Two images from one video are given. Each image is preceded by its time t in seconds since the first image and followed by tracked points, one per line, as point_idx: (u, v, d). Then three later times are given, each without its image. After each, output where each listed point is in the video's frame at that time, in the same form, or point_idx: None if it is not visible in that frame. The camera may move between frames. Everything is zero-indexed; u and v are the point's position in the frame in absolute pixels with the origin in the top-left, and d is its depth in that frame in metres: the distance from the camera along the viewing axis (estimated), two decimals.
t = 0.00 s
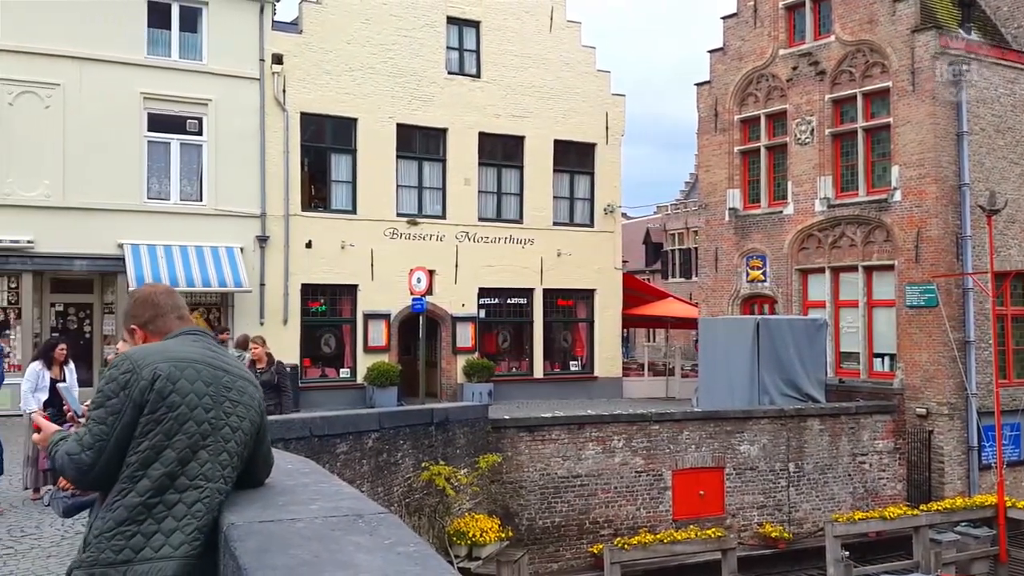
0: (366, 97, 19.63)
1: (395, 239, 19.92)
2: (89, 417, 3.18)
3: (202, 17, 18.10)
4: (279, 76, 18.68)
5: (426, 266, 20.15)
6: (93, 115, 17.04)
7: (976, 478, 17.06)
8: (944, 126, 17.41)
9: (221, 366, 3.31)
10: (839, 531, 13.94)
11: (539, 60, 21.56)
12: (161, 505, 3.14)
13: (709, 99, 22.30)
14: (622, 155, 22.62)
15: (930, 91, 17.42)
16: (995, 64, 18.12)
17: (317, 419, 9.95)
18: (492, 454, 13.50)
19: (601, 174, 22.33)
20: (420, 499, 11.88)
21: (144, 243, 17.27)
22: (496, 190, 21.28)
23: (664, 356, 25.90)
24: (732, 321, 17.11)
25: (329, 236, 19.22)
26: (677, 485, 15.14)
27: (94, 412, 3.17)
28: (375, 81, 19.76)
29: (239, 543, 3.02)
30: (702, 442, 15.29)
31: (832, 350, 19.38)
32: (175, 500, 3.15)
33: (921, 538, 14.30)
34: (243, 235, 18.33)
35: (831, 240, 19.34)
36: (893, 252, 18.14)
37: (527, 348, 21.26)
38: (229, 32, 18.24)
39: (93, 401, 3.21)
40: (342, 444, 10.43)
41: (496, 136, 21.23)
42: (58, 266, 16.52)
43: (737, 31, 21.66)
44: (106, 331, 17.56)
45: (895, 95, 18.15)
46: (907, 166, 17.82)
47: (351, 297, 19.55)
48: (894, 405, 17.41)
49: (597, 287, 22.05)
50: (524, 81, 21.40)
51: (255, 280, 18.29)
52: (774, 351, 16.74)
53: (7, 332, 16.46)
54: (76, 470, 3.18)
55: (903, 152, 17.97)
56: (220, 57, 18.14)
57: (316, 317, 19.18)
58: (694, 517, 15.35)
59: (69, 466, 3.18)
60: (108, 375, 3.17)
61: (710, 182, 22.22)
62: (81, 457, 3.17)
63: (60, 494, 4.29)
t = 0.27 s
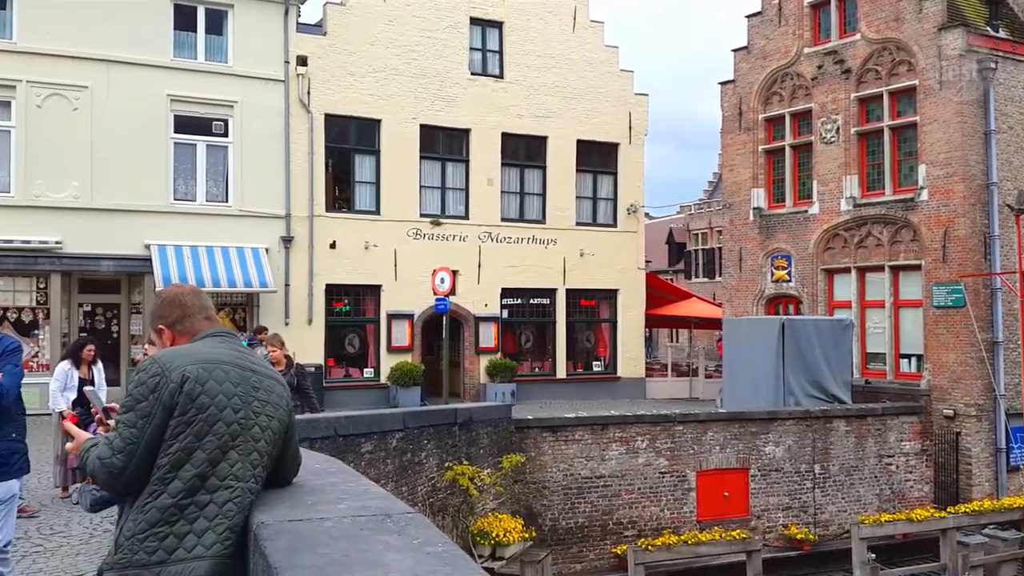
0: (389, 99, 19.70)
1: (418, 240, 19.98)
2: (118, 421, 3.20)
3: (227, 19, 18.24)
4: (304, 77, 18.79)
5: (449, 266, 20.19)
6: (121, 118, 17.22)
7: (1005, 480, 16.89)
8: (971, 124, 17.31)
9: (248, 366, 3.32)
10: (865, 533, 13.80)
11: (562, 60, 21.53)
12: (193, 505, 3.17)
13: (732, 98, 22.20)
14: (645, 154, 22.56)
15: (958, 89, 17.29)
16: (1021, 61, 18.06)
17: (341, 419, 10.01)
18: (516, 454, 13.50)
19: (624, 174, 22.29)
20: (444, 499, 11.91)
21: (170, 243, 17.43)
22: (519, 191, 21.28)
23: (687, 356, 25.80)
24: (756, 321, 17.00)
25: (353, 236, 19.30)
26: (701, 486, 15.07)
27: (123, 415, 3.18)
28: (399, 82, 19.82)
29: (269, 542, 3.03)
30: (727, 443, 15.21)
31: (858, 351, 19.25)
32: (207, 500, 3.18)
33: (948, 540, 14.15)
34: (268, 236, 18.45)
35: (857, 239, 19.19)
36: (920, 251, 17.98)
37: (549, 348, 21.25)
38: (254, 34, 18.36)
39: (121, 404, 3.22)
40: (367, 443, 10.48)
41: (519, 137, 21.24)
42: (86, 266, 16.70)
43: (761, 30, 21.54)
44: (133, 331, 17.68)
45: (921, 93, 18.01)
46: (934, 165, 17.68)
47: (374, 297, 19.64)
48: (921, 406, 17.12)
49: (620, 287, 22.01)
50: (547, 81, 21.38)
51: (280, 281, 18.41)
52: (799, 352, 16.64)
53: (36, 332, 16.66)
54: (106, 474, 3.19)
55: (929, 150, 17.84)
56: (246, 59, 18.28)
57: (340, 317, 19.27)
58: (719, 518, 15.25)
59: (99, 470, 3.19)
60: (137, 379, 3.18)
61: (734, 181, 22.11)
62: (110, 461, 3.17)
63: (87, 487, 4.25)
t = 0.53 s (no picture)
0: (413, 100, 19.75)
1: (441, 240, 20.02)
2: (151, 423, 3.21)
3: (253, 22, 18.38)
4: (328, 79, 18.91)
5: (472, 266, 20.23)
6: (149, 121, 17.38)
7: None
8: (1000, 122, 17.28)
9: (279, 366, 3.34)
10: (893, 535, 13.65)
11: (585, 60, 21.50)
12: (227, 506, 3.20)
13: (757, 97, 22.07)
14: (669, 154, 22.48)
15: (986, 87, 17.18)
16: None
17: (366, 419, 10.05)
18: (539, 455, 13.49)
19: (647, 174, 22.23)
20: (468, 499, 11.93)
21: (196, 244, 17.58)
22: (542, 191, 21.27)
23: (711, 357, 25.69)
24: (781, 322, 16.88)
25: (377, 237, 19.37)
26: (726, 487, 14.98)
27: (157, 417, 3.20)
28: (422, 83, 19.86)
29: (300, 541, 3.05)
30: (752, 444, 15.11)
31: (885, 351, 19.14)
32: (241, 500, 3.20)
33: (976, 543, 14.00)
34: (293, 237, 18.55)
35: (884, 239, 19.03)
36: (948, 251, 17.86)
37: (572, 348, 21.23)
38: (280, 36, 18.48)
39: (155, 406, 3.23)
40: (392, 443, 10.53)
41: (542, 137, 21.24)
42: (114, 267, 16.86)
43: (786, 28, 21.41)
44: (160, 331, 17.82)
45: (949, 92, 17.89)
46: (962, 164, 17.57)
47: (398, 298, 19.71)
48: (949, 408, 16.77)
49: (643, 287, 21.95)
50: (570, 82, 21.34)
51: (304, 281, 18.52)
52: (825, 353, 16.49)
53: (65, 332, 16.84)
54: (141, 477, 3.19)
55: (957, 149, 17.73)
56: (271, 61, 18.41)
57: (364, 318, 19.35)
58: (744, 520, 15.14)
59: (134, 472, 3.20)
60: (171, 381, 3.19)
61: (758, 181, 21.99)
62: (144, 464, 3.18)
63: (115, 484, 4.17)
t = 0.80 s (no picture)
0: (436, 100, 19.79)
1: (464, 241, 20.05)
2: (187, 422, 3.23)
3: (278, 24, 18.49)
4: (353, 81, 19.00)
5: (496, 266, 20.24)
6: (175, 123, 17.54)
7: None
8: None
9: (311, 367, 3.36)
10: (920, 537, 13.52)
11: (608, 60, 21.44)
12: (260, 505, 3.21)
13: (783, 96, 21.90)
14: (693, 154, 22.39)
15: (1015, 84, 17.04)
16: None
17: (391, 418, 10.09)
18: (564, 455, 13.47)
19: (671, 174, 22.15)
20: (492, 498, 11.95)
21: (222, 245, 17.72)
22: (565, 191, 21.25)
23: (735, 357, 25.57)
24: (807, 322, 16.75)
25: (400, 237, 19.42)
26: (751, 489, 14.88)
27: (193, 416, 3.22)
28: (445, 83, 19.90)
29: (331, 540, 3.06)
30: (777, 446, 15.01)
31: (912, 351, 19.07)
32: (273, 500, 3.22)
33: (1005, 545, 13.84)
34: (317, 237, 18.65)
35: (911, 238, 18.88)
36: (976, 250, 17.73)
37: (595, 349, 21.19)
38: (304, 38, 18.59)
39: (190, 405, 3.26)
40: (416, 443, 10.56)
41: (565, 137, 21.21)
42: (141, 268, 17.04)
43: (811, 27, 21.26)
44: (187, 331, 17.98)
45: (977, 90, 17.76)
46: (990, 162, 17.45)
47: (421, 298, 19.76)
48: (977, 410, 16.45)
49: (667, 287, 21.88)
50: (593, 82, 21.29)
51: (329, 281, 18.63)
52: (852, 353, 16.32)
53: (93, 332, 17.05)
54: (176, 475, 3.22)
55: (985, 148, 17.63)
56: (296, 63, 18.52)
57: (388, 318, 19.42)
58: (770, 522, 15.04)
59: (169, 471, 3.22)
60: (206, 381, 3.22)
61: (784, 180, 21.84)
62: (181, 461, 3.21)
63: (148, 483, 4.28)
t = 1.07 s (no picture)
0: (459, 101, 19.82)
1: (487, 241, 20.06)
2: (219, 420, 3.24)
3: (302, 26, 18.59)
4: (376, 82, 19.07)
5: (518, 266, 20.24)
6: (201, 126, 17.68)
7: None
8: None
9: (342, 368, 3.36)
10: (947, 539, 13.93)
11: (631, 59, 21.37)
12: (290, 505, 3.24)
13: (807, 94, 21.76)
14: (717, 153, 22.31)
15: None
16: None
17: (415, 418, 10.11)
18: (587, 456, 13.44)
19: (694, 174, 22.06)
20: (516, 498, 11.95)
21: (248, 246, 17.87)
22: (587, 191, 21.21)
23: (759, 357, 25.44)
24: (833, 322, 16.62)
25: (423, 237, 19.46)
26: (776, 490, 14.79)
27: (225, 415, 3.24)
28: (468, 84, 19.93)
29: (360, 539, 3.08)
30: (803, 447, 14.90)
31: (940, 352, 18.91)
32: (304, 500, 3.25)
33: None
34: (341, 237, 18.75)
35: (939, 237, 18.74)
36: (1004, 250, 17.58)
37: (618, 349, 21.13)
38: (328, 40, 18.68)
39: (223, 404, 3.27)
40: (440, 442, 10.58)
41: (588, 137, 21.17)
42: (167, 268, 17.21)
43: (836, 24, 21.10)
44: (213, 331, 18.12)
45: (1005, 87, 17.58)
46: (1019, 161, 17.32)
47: (444, 298, 19.79)
48: (1006, 409, 16.09)
49: (690, 287, 21.80)
50: (615, 81, 21.25)
51: (353, 281, 18.73)
52: (878, 354, 16.20)
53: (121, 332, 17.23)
54: (208, 473, 3.23)
55: (1014, 146, 17.46)
56: (320, 64, 18.63)
57: (411, 317, 19.48)
58: (795, 523, 14.95)
59: (201, 469, 3.24)
60: (239, 380, 3.24)
61: (809, 179, 21.72)
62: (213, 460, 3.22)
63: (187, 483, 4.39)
